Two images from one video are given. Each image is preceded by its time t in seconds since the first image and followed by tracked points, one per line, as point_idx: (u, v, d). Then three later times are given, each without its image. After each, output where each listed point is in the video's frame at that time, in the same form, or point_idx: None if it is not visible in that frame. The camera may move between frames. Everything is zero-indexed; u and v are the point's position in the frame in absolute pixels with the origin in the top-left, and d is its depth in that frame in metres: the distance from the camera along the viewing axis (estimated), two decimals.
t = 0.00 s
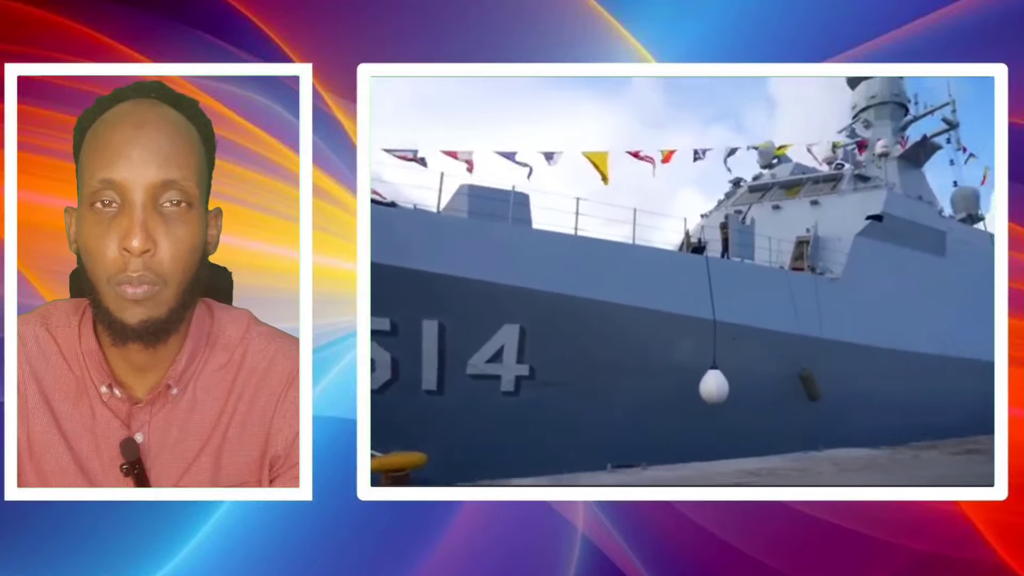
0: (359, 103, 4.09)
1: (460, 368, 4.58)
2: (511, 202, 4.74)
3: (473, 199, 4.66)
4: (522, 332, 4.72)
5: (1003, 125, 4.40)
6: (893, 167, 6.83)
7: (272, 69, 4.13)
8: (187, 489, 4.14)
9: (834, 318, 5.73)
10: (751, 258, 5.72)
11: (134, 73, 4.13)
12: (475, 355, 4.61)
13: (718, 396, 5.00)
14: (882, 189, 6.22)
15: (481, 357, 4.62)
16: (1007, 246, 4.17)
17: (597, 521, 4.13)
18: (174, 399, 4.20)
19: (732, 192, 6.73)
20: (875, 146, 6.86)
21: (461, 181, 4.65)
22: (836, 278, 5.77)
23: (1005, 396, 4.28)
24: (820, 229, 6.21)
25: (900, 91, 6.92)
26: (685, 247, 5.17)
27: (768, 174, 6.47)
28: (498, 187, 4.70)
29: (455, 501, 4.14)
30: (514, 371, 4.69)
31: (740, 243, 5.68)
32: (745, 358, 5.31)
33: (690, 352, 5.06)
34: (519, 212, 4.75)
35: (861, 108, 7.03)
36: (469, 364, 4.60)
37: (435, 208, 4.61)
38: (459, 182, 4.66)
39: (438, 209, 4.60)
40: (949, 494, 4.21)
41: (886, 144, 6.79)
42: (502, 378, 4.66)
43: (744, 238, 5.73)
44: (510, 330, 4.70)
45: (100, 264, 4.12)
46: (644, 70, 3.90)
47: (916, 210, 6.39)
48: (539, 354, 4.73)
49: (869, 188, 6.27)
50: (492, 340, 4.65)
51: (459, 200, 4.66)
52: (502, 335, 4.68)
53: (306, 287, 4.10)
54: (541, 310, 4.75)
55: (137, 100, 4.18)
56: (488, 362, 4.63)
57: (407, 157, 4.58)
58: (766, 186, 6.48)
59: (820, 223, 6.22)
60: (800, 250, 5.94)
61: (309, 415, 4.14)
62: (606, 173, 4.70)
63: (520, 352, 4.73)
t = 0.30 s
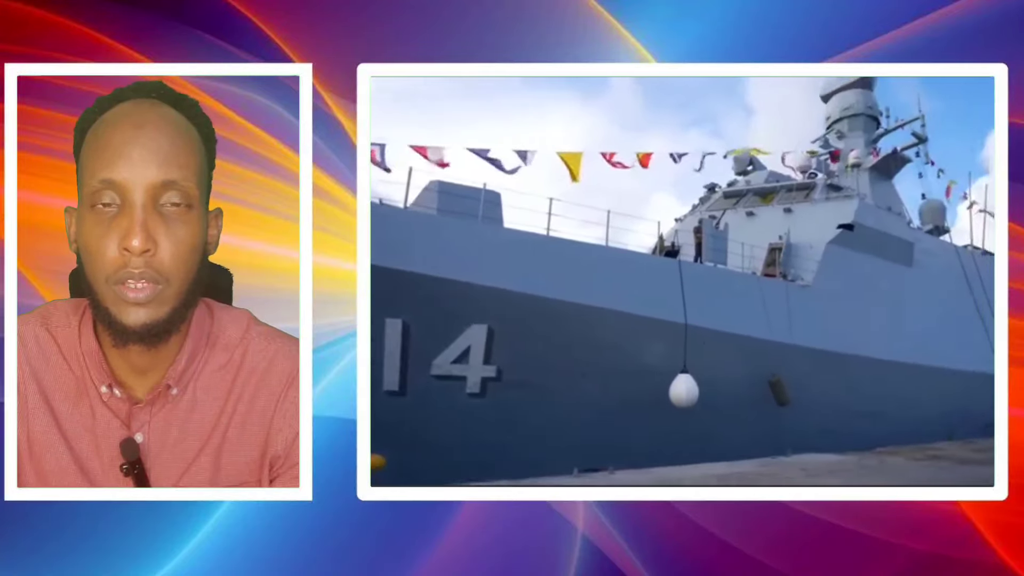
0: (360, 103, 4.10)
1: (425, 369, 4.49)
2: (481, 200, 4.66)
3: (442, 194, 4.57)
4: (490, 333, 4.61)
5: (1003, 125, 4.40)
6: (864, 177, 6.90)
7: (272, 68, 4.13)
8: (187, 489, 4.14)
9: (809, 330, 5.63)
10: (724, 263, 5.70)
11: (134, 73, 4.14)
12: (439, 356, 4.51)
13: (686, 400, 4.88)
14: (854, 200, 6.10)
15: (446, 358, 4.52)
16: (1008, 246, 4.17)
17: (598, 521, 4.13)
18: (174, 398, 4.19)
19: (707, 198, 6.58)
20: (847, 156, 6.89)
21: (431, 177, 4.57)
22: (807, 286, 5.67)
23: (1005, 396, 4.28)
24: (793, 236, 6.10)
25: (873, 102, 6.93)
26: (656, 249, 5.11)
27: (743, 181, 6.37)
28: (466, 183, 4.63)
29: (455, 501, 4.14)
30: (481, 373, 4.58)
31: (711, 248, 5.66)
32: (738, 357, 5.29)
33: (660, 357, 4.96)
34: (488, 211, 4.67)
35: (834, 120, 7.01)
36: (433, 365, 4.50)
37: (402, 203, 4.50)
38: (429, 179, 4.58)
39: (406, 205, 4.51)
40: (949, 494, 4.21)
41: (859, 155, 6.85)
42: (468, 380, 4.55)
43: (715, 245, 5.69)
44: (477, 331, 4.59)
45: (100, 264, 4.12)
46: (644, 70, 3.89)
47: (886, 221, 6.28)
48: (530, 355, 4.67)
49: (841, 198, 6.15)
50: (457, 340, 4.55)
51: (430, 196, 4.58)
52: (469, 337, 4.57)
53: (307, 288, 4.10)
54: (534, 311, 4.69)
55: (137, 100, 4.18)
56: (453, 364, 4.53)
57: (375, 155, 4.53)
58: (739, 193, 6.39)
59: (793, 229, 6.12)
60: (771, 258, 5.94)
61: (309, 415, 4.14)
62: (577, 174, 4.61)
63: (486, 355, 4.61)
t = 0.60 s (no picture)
0: (360, 103, 4.10)
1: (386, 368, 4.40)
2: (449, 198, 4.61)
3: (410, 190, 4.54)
4: (455, 333, 4.56)
5: (1003, 125, 4.40)
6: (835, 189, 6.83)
7: (272, 68, 4.13)
8: (186, 489, 4.14)
9: (793, 333, 5.62)
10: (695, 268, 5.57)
11: (134, 73, 4.14)
12: (400, 356, 4.45)
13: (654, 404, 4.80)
14: (825, 209, 5.98)
15: (408, 359, 4.45)
16: (1008, 246, 4.17)
17: (598, 521, 4.13)
18: (174, 399, 4.19)
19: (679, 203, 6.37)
20: (818, 167, 6.84)
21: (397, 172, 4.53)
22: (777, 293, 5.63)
23: (1005, 396, 4.28)
24: (764, 242, 6.01)
25: (846, 115, 6.95)
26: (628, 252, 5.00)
27: (715, 187, 6.29)
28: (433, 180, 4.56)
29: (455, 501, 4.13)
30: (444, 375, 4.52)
31: (683, 253, 5.50)
32: (733, 359, 5.29)
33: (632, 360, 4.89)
34: (456, 209, 4.61)
35: (807, 130, 7.03)
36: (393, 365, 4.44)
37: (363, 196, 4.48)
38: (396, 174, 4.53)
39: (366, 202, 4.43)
40: (949, 494, 4.21)
41: (830, 165, 6.75)
42: (431, 382, 4.49)
43: (687, 249, 5.54)
44: (441, 331, 4.53)
45: (100, 263, 4.12)
46: (644, 70, 3.89)
47: (856, 231, 6.19)
48: (529, 356, 4.67)
49: (812, 206, 6.04)
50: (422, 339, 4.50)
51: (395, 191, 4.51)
52: (432, 338, 4.51)
53: (307, 288, 4.09)
54: (531, 313, 4.70)
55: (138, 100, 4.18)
56: (415, 365, 4.47)
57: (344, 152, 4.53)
58: (712, 198, 6.30)
59: (764, 235, 6.02)
60: (742, 263, 5.85)
61: (309, 415, 4.14)
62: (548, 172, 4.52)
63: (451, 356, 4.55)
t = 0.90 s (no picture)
0: (360, 103, 4.10)
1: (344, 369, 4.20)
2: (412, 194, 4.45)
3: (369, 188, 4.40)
4: (414, 335, 4.39)
5: (1003, 125, 4.40)
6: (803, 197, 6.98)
7: (272, 68, 4.13)
8: (186, 488, 4.14)
9: (771, 339, 5.62)
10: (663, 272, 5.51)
11: (134, 73, 4.14)
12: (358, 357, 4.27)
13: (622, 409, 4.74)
14: (793, 215, 6.04)
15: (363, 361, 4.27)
16: (1008, 246, 4.17)
17: (598, 521, 4.13)
18: (173, 399, 4.18)
19: (650, 206, 6.29)
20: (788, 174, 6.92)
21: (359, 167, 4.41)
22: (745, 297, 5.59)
23: (1005, 396, 4.27)
24: (733, 247, 5.98)
25: (814, 123, 6.91)
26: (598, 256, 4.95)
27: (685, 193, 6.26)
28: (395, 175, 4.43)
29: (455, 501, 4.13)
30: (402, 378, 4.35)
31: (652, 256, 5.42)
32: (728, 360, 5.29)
33: (597, 364, 4.79)
34: (418, 206, 4.45)
35: (777, 137, 6.99)
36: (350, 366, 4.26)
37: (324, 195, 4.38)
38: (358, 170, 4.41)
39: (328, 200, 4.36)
40: (948, 494, 4.20)
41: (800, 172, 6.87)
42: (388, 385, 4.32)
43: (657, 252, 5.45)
44: (400, 332, 4.36)
45: (100, 263, 4.11)
46: (644, 70, 3.89)
47: (823, 238, 6.24)
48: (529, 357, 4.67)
49: (780, 212, 6.11)
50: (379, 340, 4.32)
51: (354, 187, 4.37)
52: (392, 338, 4.34)
53: (308, 288, 4.09)
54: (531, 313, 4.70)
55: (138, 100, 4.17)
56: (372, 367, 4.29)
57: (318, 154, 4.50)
58: (683, 204, 6.26)
59: (733, 241, 6.01)
60: (710, 268, 5.78)
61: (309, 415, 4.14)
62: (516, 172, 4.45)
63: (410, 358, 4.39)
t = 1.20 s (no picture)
0: (359, 103, 4.11)
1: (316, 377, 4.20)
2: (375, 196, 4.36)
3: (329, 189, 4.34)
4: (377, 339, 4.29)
5: (1004, 125, 4.40)
6: (774, 201, 6.89)
7: (272, 68, 4.13)
8: (186, 488, 4.14)
9: (752, 342, 5.67)
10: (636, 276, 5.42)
11: (134, 73, 4.14)
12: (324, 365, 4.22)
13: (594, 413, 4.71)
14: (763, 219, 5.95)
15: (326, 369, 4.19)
16: (1009, 246, 4.17)
17: (598, 520, 4.12)
18: (173, 398, 4.18)
19: (622, 211, 6.62)
20: (758, 180, 6.96)
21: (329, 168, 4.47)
22: (716, 302, 5.54)
23: (1005, 395, 4.27)
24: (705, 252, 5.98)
25: (784, 131, 6.98)
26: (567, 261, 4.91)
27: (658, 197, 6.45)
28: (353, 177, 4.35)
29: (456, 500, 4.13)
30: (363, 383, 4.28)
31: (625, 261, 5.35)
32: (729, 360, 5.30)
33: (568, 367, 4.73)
34: (382, 208, 4.35)
35: (747, 143, 7.04)
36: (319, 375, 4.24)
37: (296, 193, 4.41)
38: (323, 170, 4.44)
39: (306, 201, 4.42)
40: (948, 494, 4.19)
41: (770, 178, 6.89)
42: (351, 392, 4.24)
43: (628, 256, 5.37)
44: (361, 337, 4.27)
45: (100, 263, 4.11)
46: (644, 70, 3.89)
47: (793, 243, 6.24)
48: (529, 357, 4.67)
49: (751, 216, 6.01)
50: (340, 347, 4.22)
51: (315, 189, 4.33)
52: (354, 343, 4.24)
53: (308, 288, 4.09)
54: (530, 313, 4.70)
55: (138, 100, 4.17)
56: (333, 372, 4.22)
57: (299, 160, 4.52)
58: (654, 207, 6.43)
59: (704, 246, 6.00)
60: (681, 272, 5.71)
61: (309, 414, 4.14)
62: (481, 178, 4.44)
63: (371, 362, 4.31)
